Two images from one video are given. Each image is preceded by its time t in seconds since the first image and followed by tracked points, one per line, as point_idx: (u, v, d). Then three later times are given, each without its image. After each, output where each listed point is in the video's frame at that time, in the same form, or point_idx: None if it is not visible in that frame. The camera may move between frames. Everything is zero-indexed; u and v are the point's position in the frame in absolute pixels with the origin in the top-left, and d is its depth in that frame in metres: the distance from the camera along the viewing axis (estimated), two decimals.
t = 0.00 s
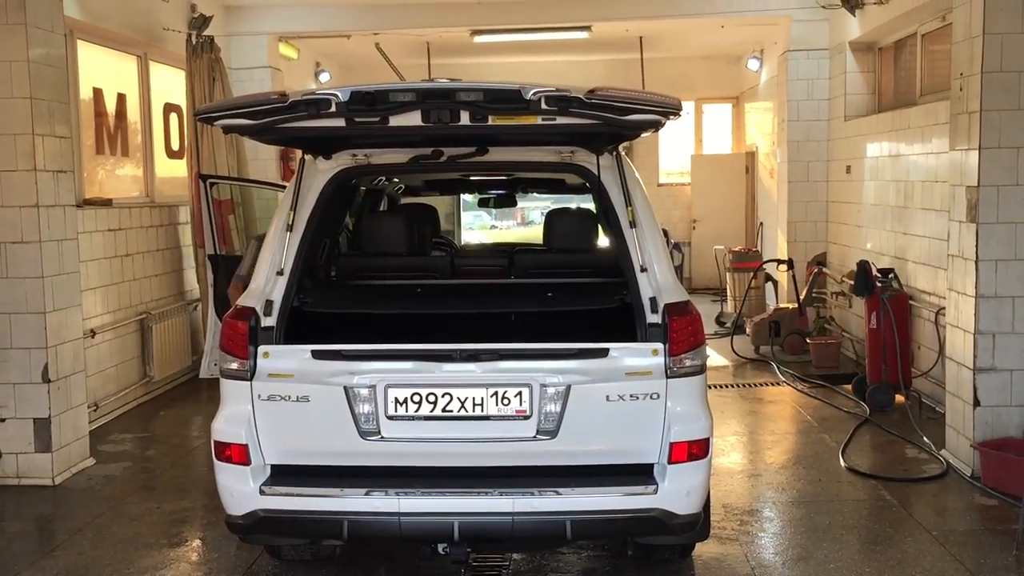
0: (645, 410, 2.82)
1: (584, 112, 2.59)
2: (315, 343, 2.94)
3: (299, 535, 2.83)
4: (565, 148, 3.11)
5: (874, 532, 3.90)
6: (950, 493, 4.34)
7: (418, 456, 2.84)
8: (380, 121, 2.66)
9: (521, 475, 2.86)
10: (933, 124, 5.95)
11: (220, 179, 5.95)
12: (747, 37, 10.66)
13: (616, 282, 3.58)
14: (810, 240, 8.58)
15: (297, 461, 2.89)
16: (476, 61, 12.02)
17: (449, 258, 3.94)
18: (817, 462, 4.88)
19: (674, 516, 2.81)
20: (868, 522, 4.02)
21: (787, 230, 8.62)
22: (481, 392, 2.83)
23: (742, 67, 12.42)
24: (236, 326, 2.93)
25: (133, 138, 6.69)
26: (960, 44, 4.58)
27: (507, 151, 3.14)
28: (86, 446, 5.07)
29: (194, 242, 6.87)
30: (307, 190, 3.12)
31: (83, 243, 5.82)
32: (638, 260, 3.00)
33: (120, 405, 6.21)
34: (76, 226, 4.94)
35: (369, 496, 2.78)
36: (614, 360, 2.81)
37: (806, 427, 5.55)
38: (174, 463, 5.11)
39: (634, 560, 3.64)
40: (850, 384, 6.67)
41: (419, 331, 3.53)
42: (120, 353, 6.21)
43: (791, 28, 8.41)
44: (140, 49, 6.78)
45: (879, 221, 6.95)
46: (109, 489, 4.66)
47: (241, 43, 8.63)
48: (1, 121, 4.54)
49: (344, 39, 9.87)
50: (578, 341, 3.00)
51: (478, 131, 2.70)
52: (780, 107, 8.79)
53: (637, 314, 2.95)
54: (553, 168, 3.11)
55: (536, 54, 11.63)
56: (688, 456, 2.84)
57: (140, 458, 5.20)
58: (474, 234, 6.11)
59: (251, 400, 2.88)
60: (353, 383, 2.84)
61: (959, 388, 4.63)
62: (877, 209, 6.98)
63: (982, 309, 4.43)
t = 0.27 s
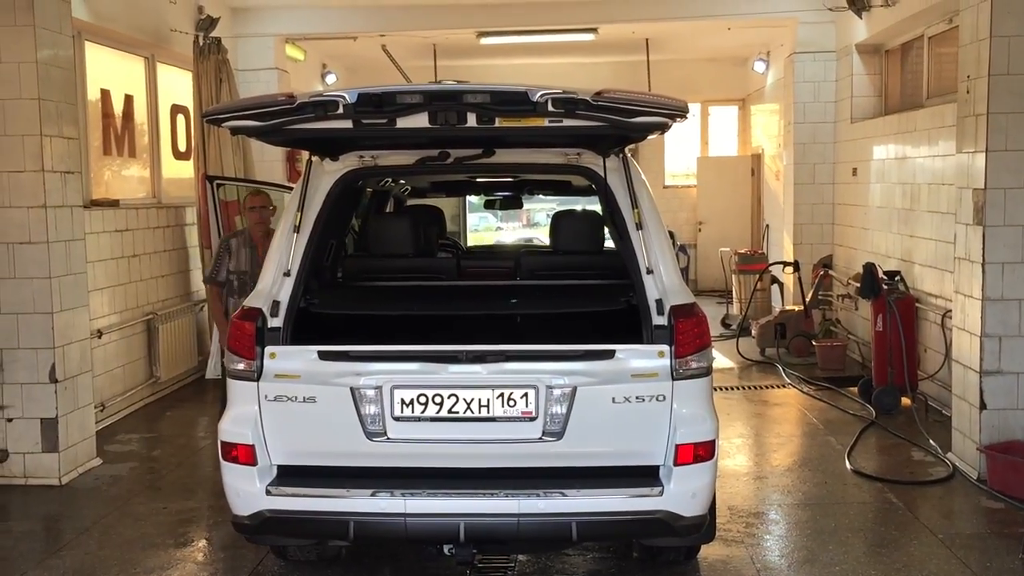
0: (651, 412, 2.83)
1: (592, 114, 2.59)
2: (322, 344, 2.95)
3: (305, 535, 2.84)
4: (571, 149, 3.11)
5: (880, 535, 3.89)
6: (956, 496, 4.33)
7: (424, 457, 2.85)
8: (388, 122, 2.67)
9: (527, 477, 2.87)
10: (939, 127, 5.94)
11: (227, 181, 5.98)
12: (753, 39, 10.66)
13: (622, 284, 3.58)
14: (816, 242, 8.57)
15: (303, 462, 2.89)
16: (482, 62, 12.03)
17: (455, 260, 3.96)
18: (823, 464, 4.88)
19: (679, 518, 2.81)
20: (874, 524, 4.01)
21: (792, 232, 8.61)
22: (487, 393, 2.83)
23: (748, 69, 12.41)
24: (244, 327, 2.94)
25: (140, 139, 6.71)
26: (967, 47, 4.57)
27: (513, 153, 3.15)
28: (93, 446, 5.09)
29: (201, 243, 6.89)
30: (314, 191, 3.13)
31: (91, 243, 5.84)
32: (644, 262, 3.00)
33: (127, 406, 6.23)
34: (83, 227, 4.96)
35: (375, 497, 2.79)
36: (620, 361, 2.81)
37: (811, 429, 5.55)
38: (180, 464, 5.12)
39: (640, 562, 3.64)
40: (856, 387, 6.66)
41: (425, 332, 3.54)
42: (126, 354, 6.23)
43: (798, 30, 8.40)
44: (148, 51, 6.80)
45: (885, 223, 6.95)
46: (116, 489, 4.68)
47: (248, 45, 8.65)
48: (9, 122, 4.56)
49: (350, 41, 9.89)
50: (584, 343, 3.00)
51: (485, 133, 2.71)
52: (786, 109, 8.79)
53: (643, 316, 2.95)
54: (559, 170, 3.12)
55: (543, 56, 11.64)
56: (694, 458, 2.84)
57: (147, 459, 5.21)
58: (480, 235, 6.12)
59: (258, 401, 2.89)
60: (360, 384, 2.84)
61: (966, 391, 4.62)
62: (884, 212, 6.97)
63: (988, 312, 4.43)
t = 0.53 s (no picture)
0: (656, 414, 2.83)
1: (598, 116, 2.60)
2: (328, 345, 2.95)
3: (310, 535, 2.84)
4: (577, 151, 3.12)
5: (886, 537, 3.89)
6: (962, 498, 4.32)
7: (429, 458, 2.85)
8: (394, 124, 2.68)
9: (532, 477, 2.87)
10: (945, 128, 5.93)
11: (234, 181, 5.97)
12: (759, 40, 10.65)
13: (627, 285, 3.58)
14: (822, 244, 8.56)
15: (309, 462, 2.90)
16: (487, 63, 12.04)
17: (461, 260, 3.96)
18: (828, 466, 4.87)
19: (684, 519, 2.81)
20: (880, 526, 4.01)
21: (798, 234, 8.60)
22: (493, 394, 2.83)
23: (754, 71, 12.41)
24: (250, 328, 2.95)
25: (146, 140, 6.73)
26: (973, 49, 4.57)
27: (519, 154, 3.15)
28: (99, 446, 5.10)
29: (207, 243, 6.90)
30: (320, 192, 3.13)
31: (97, 244, 5.86)
32: (650, 263, 3.00)
33: (132, 406, 6.24)
34: (90, 227, 4.97)
35: (381, 497, 2.79)
36: (626, 363, 2.82)
37: (817, 431, 5.54)
38: (186, 464, 5.14)
39: (645, 564, 3.64)
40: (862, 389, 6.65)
41: (431, 333, 3.54)
42: (132, 354, 6.25)
43: (803, 31, 8.40)
44: (154, 52, 6.82)
45: (891, 225, 6.94)
46: (122, 489, 4.69)
47: (254, 46, 8.67)
48: (16, 122, 4.58)
49: (356, 42, 9.91)
50: (590, 344, 3.00)
51: (492, 134, 2.71)
52: (792, 111, 8.79)
53: (649, 317, 2.95)
54: (565, 171, 3.12)
55: (548, 57, 11.64)
56: (699, 459, 2.84)
57: (153, 459, 5.23)
58: (485, 236, 6.13)
59: (264, 401, 2.90)
60: (366, 385, 2.85)
61: (972, 393, 4.61)
62: (889, 213, 6.96)
63: (995, 314, 4.42)
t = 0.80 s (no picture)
0: (660, 415, 2.83)
1: (603, 117, 2.61)
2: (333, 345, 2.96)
3: (315, 535, 2.85)
4: (582, 152, 3.12)
5: (889, 539, 3.89)
6: (966, 500, 4.32)
7: (433, 458, 2.86)
8: (400, 124, 2.68)
9: (536, 478, 2.87)
10: (950, 130, 5.93)
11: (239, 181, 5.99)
12: (763, 42, 10.64)
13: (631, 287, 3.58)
14: (826, 246, 8.55)
15: (314, 462, 2.90)
16: (491, 65, 12.05)
17: (465, 261, 3.97)
18: (832, 468, 4.87)
19: (688, 520, 2.81)
20: (883, 529, 4.01)
21: (802, 235, 8.60)
22: (498, 394, 2.84)
23: (758, 72, 12.40)
24: (255, 327, 2.96)
25: (151, 140, 6.74)
26: (978, 51, 4.56)
27: (523, 155, 3.15)
28: (103, 446, 5.11)
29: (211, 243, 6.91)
30: (325, 193, 3.14)
31: (102, 243, 5.87)
32: (654, 265, 3.00)
33: (136, 405, 6.25)
34: (95, 227, 4.98)
35: (385, 497, 2.80)
36: (630, 364, 2.82)
37: (820, 433, 5.54)
38: (190, 463, 5.14)
39: (649, 565, 3.64)
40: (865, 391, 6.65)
41: (435, 334, 3.55)
42: (136, 353, 6.26)
43: (807, 33, 8.40)
44: (159, 52, 6.83)
45: (895, 227, 6.93)
46: (126, 488, 4.70)
47: (259, 47, 8.69)
48: (22, 122, 4.59)
49: (360, 43, 9.92)
50: (594, 345, 3.00)
51: (497, 135, 2.72)
52: (796, 113, 8.78)
53: (653, 319, 2.95)
54: (570, 172, 3.12)
55: (552, 58, 11.65)
56: (703, 460, 2.84)
57: (157, 458, 5.24)
58: (489, 237, 6.14)
59: (269, 401, 2.90)
60: (370, 385, 2.85)
61: (975, 396, 4.61)
62: (893, 216, 6.96)
63: (999, 317, 4.42)
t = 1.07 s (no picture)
0: (660, 416, 2.83)
1: (604, 119, 2.61)
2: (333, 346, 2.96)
3: (314, 535, 2.85)
4: (582, 154, 3.12)
5: (888, 541, 3.89)
6: (964, 503, 4.32)
7: (432, 459, 2.86)
8: (401, 125, 2.69)
9: (535, 479, 2.88)
10: (949, 133, 5.94)
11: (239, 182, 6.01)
12: (763, 45, 10.65)
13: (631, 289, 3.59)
14: (825, 248, 8.56)
15: (314, 463, 2.91)
16: (491, 66, 12.05)
17: (465, 262, 3.98)
18: (831, 470, 4.87)
19: (687, 522, 2.82)
20: (882, 531, 4.01)
21: (801, 238, 8.61)
22: (497, 395, 2.84)
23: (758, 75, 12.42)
24: (255, 327, 2.96)
25: (151, 140, 6.75)
26: (978, 55, 4.57)
27: (524, 156, 3.16)
28: (102, 445, 5.11)
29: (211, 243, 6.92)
30: (325, 193, 3.15)
31: (102, 243, 5.88)
32: (654, 267, 3.00)
33: (135, 405, 6.25)
34: (95, 227, 4.99)
35: (384, 498, 2.80)
36: (629, 365, 2.83)
37: (819, 435, 5.54)
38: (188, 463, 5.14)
39: (647, 566, 3.65)
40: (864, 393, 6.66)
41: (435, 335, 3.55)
42: (135, 353, 6.26)
43: (807, 35, 8.41)
44: (160, 52, 6.84)
45: (894, 229, 6.94)
46: (125, 488, 4.70)
47: (259, 47, 8.69)
48: (23, 122, 4.60)
49: (361, 43, 9.93)
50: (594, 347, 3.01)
51: (497, 137, 2.73)
52: (796, 115, 8.79)
53: (653, 320, 2.95)
54: (570, 174, 3.13)
55: (552, 60, 11.66)
56: (702, 462, 2.85)
57: (156, 458, 5.24)
58: (489, 238, 6.15)
59: (269, 401, 2.91)
60: (370, 386, 2.86)
61: (974, 399, 4.61)
62: (893, 218, 6.96)
63: (998, 319, 4.42)
